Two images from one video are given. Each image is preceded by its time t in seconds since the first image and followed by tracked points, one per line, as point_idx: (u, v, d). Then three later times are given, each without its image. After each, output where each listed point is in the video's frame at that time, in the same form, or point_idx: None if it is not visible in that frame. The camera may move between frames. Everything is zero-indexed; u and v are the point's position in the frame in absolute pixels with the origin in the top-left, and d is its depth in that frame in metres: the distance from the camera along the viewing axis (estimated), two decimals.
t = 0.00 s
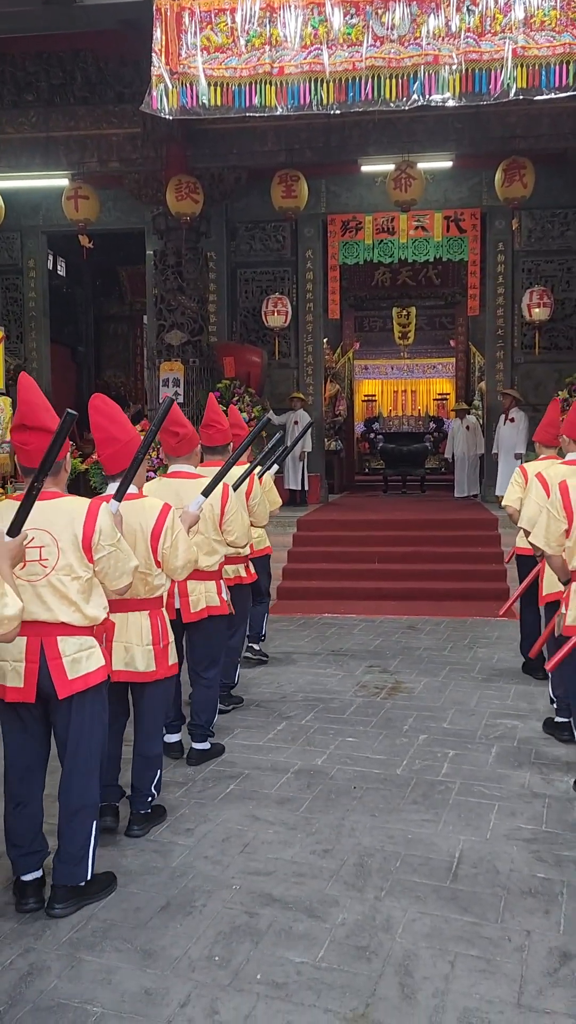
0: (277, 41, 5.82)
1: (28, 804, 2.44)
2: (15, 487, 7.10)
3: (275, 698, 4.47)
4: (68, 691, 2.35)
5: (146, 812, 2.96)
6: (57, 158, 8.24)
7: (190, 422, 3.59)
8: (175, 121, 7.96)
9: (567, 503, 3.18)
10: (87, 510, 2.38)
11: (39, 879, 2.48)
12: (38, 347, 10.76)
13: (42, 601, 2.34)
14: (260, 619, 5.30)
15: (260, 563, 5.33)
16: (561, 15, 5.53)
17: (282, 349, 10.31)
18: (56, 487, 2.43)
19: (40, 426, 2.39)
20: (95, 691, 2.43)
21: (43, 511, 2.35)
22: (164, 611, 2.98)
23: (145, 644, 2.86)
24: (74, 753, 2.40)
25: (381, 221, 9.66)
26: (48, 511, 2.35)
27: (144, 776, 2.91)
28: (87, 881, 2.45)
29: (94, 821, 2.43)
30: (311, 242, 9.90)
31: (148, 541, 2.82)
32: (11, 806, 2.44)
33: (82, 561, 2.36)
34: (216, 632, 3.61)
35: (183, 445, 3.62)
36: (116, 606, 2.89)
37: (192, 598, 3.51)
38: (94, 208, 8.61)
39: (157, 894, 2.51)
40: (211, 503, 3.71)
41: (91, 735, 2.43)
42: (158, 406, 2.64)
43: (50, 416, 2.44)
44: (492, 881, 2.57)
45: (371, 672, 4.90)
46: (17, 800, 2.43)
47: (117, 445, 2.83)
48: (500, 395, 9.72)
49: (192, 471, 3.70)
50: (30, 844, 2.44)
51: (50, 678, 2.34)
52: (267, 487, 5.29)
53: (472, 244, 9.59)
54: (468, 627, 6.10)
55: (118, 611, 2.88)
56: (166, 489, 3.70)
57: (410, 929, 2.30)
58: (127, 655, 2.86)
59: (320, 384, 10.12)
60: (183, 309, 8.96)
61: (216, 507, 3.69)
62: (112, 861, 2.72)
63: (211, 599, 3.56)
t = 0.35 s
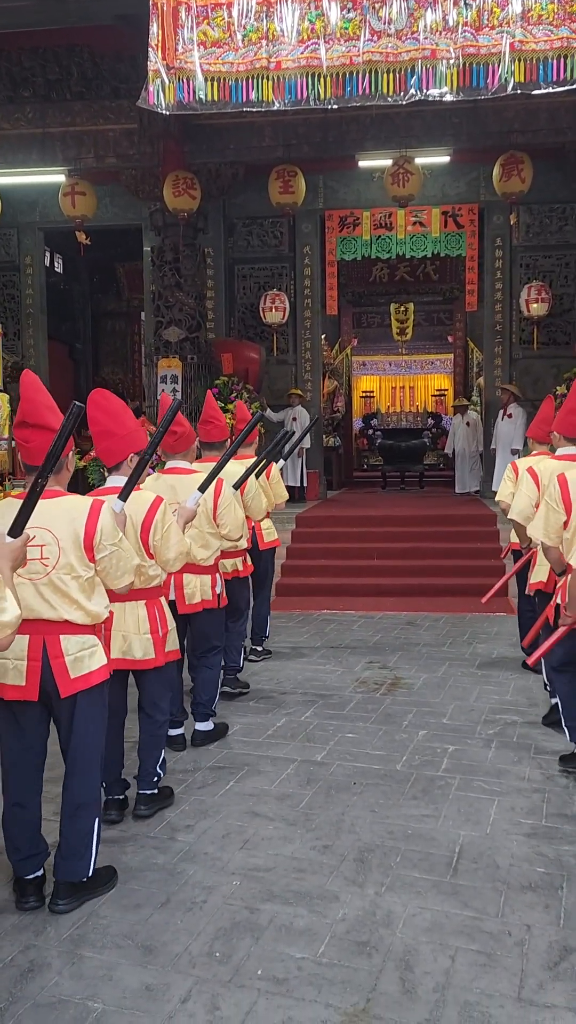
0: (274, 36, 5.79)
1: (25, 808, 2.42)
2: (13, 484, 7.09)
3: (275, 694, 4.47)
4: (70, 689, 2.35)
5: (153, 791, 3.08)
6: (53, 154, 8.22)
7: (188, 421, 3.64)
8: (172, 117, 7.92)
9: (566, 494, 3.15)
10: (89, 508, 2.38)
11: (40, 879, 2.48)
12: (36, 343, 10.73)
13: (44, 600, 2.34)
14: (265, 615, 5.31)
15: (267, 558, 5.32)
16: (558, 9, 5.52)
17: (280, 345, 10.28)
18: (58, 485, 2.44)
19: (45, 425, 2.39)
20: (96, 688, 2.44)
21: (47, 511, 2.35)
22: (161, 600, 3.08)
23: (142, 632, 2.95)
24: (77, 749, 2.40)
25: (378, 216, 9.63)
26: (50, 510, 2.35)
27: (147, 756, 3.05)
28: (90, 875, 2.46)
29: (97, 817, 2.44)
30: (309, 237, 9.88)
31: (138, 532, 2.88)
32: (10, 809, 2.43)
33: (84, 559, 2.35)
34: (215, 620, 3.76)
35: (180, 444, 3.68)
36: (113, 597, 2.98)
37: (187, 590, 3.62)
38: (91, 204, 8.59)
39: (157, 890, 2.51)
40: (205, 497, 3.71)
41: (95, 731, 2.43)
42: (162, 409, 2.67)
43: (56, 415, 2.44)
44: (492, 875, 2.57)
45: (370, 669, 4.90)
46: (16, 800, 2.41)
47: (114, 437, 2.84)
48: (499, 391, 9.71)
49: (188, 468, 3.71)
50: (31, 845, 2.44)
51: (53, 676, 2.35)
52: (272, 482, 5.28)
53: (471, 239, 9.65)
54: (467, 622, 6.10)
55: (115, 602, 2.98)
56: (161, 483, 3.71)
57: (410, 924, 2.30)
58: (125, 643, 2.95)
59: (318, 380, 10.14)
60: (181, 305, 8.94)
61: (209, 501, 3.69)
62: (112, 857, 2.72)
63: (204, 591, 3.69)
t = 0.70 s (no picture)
0: (271, 33, 5.79)
1: (29, 800, 2.45)
2: (10, 483, 7.08)
3: (273, 691, 4.47)
4: (65, 686, 2.36)
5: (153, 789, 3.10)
6: (50, 152, 8.21)
7: (193, 420, 3.61)
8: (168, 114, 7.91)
9: (559, 488, 3.16)
10: (84, 507, 2.37)
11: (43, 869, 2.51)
12: (33, 341, 10.72)
13: (41, 598, 2.34)
14: (274, 612, 5.30)
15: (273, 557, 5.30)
16: (554, 5, 5.51)
17: (278, 342, 10.26)
18: (55, 484, 2.43)
19: (43, 425, 2.39)
20: (94, 685, 2.44)
21: (42, 508, 2.34)
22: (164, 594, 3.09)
23: (145, 626, 2.97)
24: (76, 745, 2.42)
25: (375, 214, 9.57)
26: (47, 508, 2.34)
27: (147, 753, 3.06)
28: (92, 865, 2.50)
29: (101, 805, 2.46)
30: (306, 234, 9.90)
31: (138, 531, 2.89)
32: (12, 800, 2.44)
33: (79, 558, 2.35)
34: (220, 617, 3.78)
35: (187, 444, 3.67)
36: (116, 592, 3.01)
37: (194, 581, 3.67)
38: (87, 201, 8.58)
39: (157, 887, 2.51)
40: (212, 492, 3.77)
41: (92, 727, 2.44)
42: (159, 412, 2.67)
43: (54, 415, 2.45)
44: (491, 871, 2.57)
45: (369, 665, 4.90)
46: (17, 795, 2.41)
47: (112, 435, 2.86)
48: (497, 387, 9.71)
49: (195, 463, 3.74)
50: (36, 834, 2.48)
51: (49, 673, 2.35)
52: (277, 480, 5.26)
53: (467, 235, 9.54)
54: (465, 619, 6.11)
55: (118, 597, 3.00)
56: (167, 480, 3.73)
57: (410, 920, 2.31)
58: (130, 637, 2.97)
59: (315, 377, 10.14)
60: (178, 303, 8.91)
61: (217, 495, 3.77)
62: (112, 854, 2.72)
63: (212, 584, 3.71)
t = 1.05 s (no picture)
0: (267, 31, 5.79)
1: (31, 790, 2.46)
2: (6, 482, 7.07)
3: (271, 690, 4.47)
4: (71, 678, 2.38)
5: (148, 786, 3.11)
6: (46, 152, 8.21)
7: (187, 419, 3.60)
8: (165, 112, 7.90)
9: (549, 488, 3.17)
10: (86, 505, 2.38)
11: (47, 856, 2.56)
12: (30, 340, 10.71)
13: (44, 594, 2.35)
14: (278, 611, 5.28)
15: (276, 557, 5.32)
16: (550, 3, 5.51)
17: (274, 342, 10.27)
18: (57, 483, 2.43)
19: (44, 425, 2.39)
20: (97, 678, 2.46)
21: (43, 507, 2.35)
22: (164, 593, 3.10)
23: (144, 624, 2.98)
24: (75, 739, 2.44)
25: (371, 212, 9.43)
26: (49, 506, 2.35)
27: (144, 752, 3.07)
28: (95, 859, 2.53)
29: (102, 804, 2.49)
30: (302, 233, 9.90)
31: (147, 529, 2.94)
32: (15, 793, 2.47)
33: (81, 553, 2.36)
34: (217, 612, 3.85)
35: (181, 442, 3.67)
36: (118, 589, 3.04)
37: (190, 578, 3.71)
38: (84, 200, 8.58)
39: (156, 886, 2.51)
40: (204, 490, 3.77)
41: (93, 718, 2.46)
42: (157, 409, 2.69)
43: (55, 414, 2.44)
44: (490, 868, 2.58)
45: (367, 664, 4.91)
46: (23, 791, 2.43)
47: (118, 433, 2.87)
48: (494, 386, 9.72)
49: (190, 461, 3.75)
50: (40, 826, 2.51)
51: (53, 667, 2.37)
52: (281, 479, 5.29)
53: (464, 234, 9.54)
54: (463, 617, 6.12)
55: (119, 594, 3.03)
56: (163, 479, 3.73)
57: (408, 917, 2.31)
58: (128, 634, 2.99)
59: (312, 376, 10.14)
60: (175, 302, 8.91)
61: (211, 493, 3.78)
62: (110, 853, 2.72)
63: (208, 580, 3.77)
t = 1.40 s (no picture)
0: (262, 31, 5.79)
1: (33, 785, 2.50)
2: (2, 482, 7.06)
3: (267, 689, 4.48)
4: (69, 676, 2.40)
5: (155, 780, 3.15)
6: (41, 151, 8.20)
7: (181, 419, 3.63)
8: (160, 111, 7.90)
9: (541, 489, 3.20)
10: (84, 506, 2.38)
11: (44, 850, 2.59)
12: (25, 339, 10.69)
13: (43, 593, 2.36)
14: (275, 612, 5.32)
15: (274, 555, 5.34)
16: (545, 4, 5.53)
17: (270, 341, 10.28)
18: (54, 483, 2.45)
19: (41, 426, 2.39)
20: (95, 675, 2.48)
21: (43, 507, 2.35)
22: (163, 591, 3.11)
23: (143, 621, 3.00)
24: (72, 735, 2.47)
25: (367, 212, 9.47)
26: (47, 506, 2.35)
27: (149, 744, 3.09)
28: (94, 851, 2.58)
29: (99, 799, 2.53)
30: (298, 232, 9.91)
31: (144, 529, 2.93)
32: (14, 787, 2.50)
33: (79, 553, 2.37)
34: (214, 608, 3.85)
35: (176, 443, 3.68)
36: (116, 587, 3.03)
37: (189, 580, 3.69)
38: (79, 200, 8.57)
39: (152, 885, 2.52)
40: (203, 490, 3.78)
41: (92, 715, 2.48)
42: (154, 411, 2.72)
43: (51, 414, 2.44)
44: (485, 867, 2.59)
45: (362, 663, 4.91)
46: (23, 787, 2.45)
47: (123, 434, 2.91)
48: (489, 385, 9.73)
49: (186, 462, 3.75)
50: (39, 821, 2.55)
51: (52, 664, 2.39)
52: (281, 479, 5.29)
53: (459, 233, 9.54)
54: (459, 616, 6.14)
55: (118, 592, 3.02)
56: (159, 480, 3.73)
57: (404, 916, 2.32)
58: (127, 632, 2.99)
59: (308, 375, 10.15)
60: (171, 301, 8.90)
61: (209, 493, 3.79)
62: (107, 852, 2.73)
63: (207, 579, 3.77)
